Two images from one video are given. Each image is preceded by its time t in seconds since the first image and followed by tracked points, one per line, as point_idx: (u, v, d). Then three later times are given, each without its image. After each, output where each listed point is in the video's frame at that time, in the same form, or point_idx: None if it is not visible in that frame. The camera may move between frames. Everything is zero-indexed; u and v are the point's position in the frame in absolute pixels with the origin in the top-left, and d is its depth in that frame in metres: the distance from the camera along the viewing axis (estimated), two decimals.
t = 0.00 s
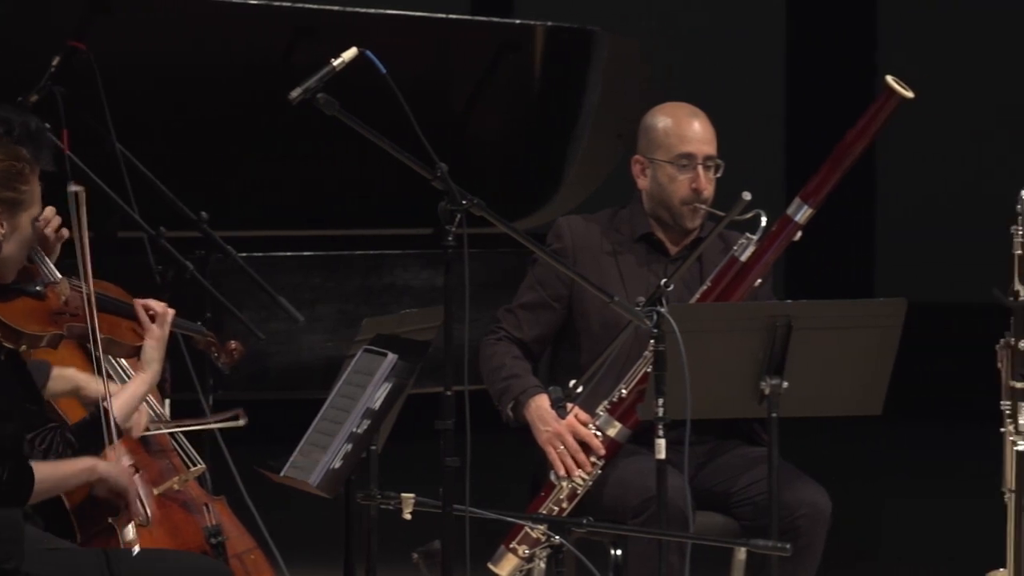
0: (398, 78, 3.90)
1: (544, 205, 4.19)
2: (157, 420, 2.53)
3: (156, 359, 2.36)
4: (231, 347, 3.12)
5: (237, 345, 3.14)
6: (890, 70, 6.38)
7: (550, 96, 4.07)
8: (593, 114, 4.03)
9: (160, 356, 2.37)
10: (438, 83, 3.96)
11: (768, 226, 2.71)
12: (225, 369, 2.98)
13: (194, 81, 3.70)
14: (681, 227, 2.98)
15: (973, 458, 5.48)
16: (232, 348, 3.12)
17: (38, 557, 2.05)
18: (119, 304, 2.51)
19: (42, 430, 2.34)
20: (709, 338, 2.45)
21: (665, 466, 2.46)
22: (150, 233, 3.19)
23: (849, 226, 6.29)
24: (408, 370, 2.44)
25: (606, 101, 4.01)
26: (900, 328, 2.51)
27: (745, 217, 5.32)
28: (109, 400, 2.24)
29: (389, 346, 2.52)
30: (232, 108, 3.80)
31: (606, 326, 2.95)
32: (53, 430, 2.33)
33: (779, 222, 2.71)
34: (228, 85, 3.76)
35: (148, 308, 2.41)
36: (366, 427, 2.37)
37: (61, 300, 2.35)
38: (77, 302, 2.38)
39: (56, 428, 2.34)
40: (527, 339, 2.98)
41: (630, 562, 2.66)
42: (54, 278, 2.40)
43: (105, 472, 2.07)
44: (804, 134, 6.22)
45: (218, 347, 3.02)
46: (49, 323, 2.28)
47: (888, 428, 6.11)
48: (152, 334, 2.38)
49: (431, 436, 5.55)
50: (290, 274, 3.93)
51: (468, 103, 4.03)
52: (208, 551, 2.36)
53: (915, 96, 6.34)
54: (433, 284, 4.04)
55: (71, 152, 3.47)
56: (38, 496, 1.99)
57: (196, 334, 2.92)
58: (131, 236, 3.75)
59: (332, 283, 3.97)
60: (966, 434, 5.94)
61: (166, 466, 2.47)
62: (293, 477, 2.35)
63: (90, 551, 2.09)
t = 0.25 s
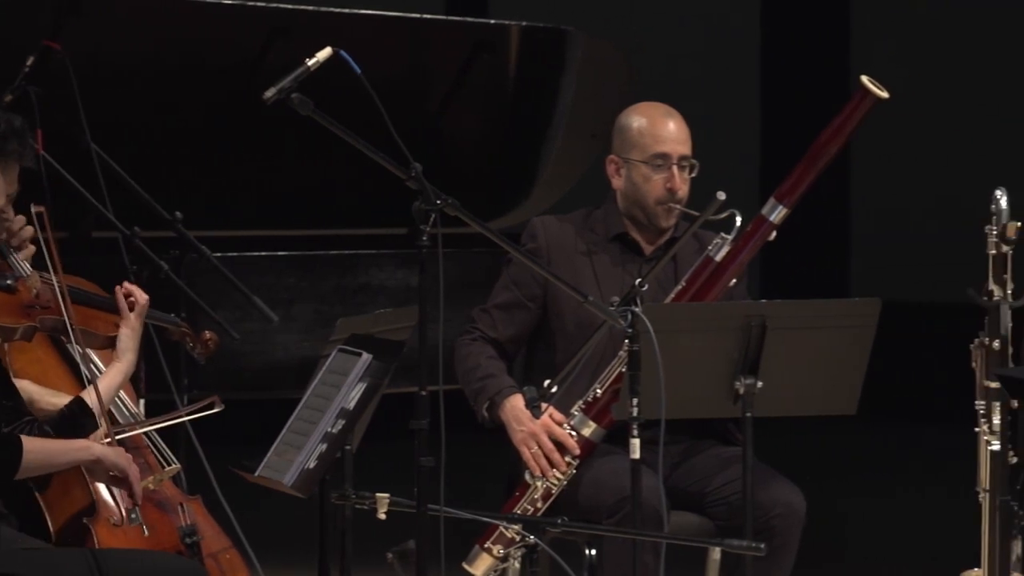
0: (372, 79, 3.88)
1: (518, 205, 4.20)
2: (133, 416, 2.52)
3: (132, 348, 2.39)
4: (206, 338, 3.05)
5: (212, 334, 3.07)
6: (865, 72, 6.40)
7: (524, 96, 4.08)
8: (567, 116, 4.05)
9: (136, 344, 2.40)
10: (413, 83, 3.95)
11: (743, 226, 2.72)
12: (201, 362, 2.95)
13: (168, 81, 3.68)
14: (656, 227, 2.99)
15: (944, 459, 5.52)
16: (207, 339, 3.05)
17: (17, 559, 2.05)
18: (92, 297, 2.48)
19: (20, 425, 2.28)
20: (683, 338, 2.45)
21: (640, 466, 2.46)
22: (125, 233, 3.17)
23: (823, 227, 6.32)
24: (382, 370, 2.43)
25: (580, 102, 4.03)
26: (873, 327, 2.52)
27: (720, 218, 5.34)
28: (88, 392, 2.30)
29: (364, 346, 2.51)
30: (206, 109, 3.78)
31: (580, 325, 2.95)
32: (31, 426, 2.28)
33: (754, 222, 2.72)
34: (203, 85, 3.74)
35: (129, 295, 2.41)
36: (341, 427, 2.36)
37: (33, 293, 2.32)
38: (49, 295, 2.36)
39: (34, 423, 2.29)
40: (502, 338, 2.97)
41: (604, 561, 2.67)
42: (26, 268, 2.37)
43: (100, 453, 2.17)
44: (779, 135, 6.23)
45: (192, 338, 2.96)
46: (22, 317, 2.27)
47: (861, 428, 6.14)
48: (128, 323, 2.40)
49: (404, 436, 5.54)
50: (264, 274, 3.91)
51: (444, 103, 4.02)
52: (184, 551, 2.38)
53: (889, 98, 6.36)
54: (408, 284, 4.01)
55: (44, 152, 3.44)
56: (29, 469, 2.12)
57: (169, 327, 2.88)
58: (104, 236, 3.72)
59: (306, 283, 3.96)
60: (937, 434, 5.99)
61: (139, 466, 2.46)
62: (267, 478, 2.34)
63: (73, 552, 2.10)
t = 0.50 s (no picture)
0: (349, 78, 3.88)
1: (495, 205, 4.18)
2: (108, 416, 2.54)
3: (103, 346, 2.37)
4: (176, 336, 3.09)
5: (183, 334, 3.11)
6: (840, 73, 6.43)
7: (501, 97, 4.06)
8: (543, 116, 4.06)
9: (105, 342, 2.39)
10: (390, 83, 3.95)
11: (720, 226, 2.72)
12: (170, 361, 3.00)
13: (144, 80, 3.67)
14: (633, 226, 2.99)
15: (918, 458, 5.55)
16: (178, 337, 3.10)
17: None
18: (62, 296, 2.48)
19: None
20: (660, 338, 2.46)
21: (616, 467, 2.46)
22: (101, 233, 3.15)
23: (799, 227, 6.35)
24: (359, 370, 2.43)
25: (556, 101, 4.04)
26: (850, 326, 2.52)
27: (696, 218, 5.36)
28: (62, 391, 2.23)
29: (341, 346, 2.50)
30: (183, 109, 3.77)
31: (557, 325, 2.95)
32: None
33: (731, 222, 2.73)
34: (179, 85, 3.73)
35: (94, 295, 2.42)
36: (318, 427, 2.35)
37: (3, 292, 2.31)
38: (18, 294, 2.34)
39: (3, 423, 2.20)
40: (478, 338, 2.97)
41: (581, 561, 2.68)
42: None
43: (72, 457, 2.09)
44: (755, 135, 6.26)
45: (163, 336, 2.98)
46: None
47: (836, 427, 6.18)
48: (98, 322, 2.40)
49: (380, 436, 5.53)
50: (241, 274, 3.90)
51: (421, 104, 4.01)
52: (159, 552, 2.38)
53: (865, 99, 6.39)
54: (385, 284, 4.00)
55: (19, 151, 3.41)
56: None
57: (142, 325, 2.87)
58: (80, 236, 3.69)
59: (283, 284, 3.95)
60: (911, 433, 6.02)
61: (116, 465, 2.48)
62: (244, 479, 2.32)
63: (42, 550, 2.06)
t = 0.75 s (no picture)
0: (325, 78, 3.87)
1: (471, 204, 4.15)
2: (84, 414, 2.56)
3: (76, 345, 2.35)
4: (150, 331, 3.08)
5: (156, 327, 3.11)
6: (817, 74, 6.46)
7: (479, 97, 4.05)
8: (520, 116, 4.06)
9: (78, 339, 2.36)
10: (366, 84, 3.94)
11: (696, 226, 2.72)
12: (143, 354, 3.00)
13: (120, 79, 3.66)
14: (610, 227, 2.99)
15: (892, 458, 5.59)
16: (152, 333, 3.09)
17: None
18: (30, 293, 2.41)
19: None
20: (637, 338, 2.46)
21: (593, 467, 2.46)
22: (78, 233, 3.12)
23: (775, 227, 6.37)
24: (336, 370, 2.42)
25: (533, 102, 4.04)
26: (827, 326, 2.52)
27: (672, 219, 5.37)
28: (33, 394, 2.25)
29: (317, 346, 2.50)
30: (160, 108, 3.75)
31: (534, 325, 2.96)
32: None
33: (708, 222, 2.73)
34: (156, 85, 3.71)
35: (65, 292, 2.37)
36: (294, 428, 2.35)
37: None
38: None
39: None
40: (455, 338, 2.97)
41: (558, 561, 2.68)
42: None
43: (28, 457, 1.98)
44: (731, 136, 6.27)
45: (136, 332, 2.97)
46: None
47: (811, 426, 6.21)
48: (69, 319, 2.35)
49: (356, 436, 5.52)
50: (217, 274, 3.88)
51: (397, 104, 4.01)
52: (138, 552, 2.47)
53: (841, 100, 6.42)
54: (362, 284, 3.98)
55: None
56: None
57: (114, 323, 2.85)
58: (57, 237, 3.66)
59: (260, 284, 3.93)
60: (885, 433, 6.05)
61: (92, 463, 2.52)
62: (220, 479, 2.32)
63: None
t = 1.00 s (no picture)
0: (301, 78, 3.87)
1: (448, 204, 4.13)
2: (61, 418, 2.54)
3: (49, 338, 2.37)
4: (125, 328, 3.05)
5: (132, 325, 3.09)
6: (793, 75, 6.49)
7: (455, 98, 4.04)
8: (496, 116, 4.05)
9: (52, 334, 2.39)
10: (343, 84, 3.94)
11: (673, 226, 2.73)
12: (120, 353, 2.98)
13: (94, 77, 3.66)
14: (586, 227, 2.99)
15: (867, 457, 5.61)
16: (127, 330, 3.06)
17: None
18: None
19: None
20: (613, 338, 2.47)
21: (570, 467, 2.46)
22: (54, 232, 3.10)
23: (751, 227, 6.38)
24: (313, 370, 2.41)
25: (509, 102, 4.03)
26: (803, 325, 2.53)
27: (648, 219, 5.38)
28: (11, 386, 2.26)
29: (292, 346, 2.49)
30: (135, 107, 3.74)
31: (510, 325, 2.96)
32: None
33: (684, 222, 2.73)
34: (130, 83, 3.71)
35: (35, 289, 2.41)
36: (270, 427, 2.34)
37: None
38: None
39: None
40: (431, 338, 2.96)
41: (534, 562, 2.68)
42: None
43: None
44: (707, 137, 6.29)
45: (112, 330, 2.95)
46: None
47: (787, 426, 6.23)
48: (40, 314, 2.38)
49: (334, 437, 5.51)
50: (193, 274, 3.87)
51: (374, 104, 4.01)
52: (112, 552, 2.46)
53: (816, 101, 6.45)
54: (339, 284, 3.97)
55: None
56: None
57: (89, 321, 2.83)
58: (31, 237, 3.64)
59: (236, 284, 3.91)
60: (860, 432, 6.08)
61: (71, 465, 2.52)
62: (195, 479, 2.31)
63: None
